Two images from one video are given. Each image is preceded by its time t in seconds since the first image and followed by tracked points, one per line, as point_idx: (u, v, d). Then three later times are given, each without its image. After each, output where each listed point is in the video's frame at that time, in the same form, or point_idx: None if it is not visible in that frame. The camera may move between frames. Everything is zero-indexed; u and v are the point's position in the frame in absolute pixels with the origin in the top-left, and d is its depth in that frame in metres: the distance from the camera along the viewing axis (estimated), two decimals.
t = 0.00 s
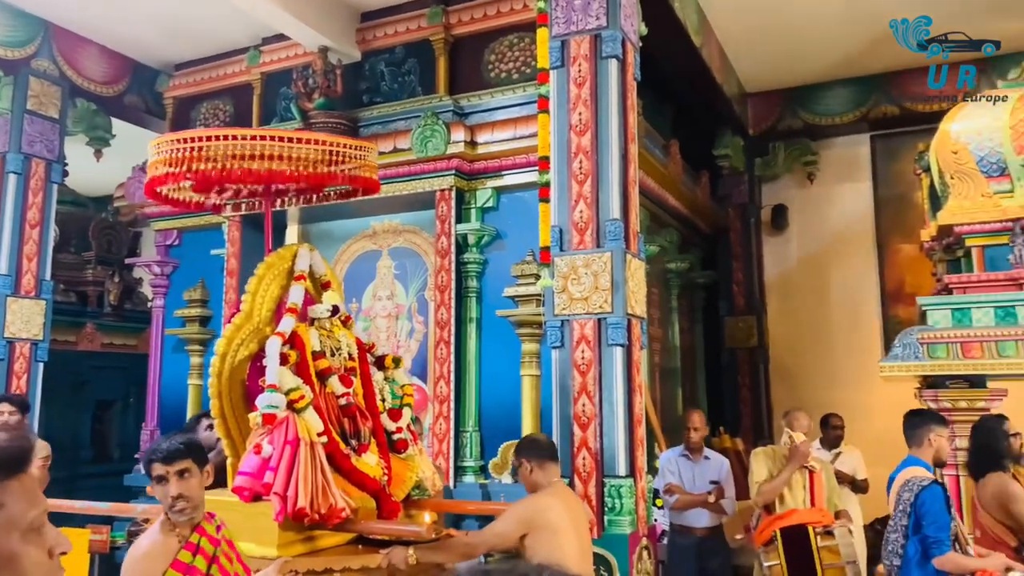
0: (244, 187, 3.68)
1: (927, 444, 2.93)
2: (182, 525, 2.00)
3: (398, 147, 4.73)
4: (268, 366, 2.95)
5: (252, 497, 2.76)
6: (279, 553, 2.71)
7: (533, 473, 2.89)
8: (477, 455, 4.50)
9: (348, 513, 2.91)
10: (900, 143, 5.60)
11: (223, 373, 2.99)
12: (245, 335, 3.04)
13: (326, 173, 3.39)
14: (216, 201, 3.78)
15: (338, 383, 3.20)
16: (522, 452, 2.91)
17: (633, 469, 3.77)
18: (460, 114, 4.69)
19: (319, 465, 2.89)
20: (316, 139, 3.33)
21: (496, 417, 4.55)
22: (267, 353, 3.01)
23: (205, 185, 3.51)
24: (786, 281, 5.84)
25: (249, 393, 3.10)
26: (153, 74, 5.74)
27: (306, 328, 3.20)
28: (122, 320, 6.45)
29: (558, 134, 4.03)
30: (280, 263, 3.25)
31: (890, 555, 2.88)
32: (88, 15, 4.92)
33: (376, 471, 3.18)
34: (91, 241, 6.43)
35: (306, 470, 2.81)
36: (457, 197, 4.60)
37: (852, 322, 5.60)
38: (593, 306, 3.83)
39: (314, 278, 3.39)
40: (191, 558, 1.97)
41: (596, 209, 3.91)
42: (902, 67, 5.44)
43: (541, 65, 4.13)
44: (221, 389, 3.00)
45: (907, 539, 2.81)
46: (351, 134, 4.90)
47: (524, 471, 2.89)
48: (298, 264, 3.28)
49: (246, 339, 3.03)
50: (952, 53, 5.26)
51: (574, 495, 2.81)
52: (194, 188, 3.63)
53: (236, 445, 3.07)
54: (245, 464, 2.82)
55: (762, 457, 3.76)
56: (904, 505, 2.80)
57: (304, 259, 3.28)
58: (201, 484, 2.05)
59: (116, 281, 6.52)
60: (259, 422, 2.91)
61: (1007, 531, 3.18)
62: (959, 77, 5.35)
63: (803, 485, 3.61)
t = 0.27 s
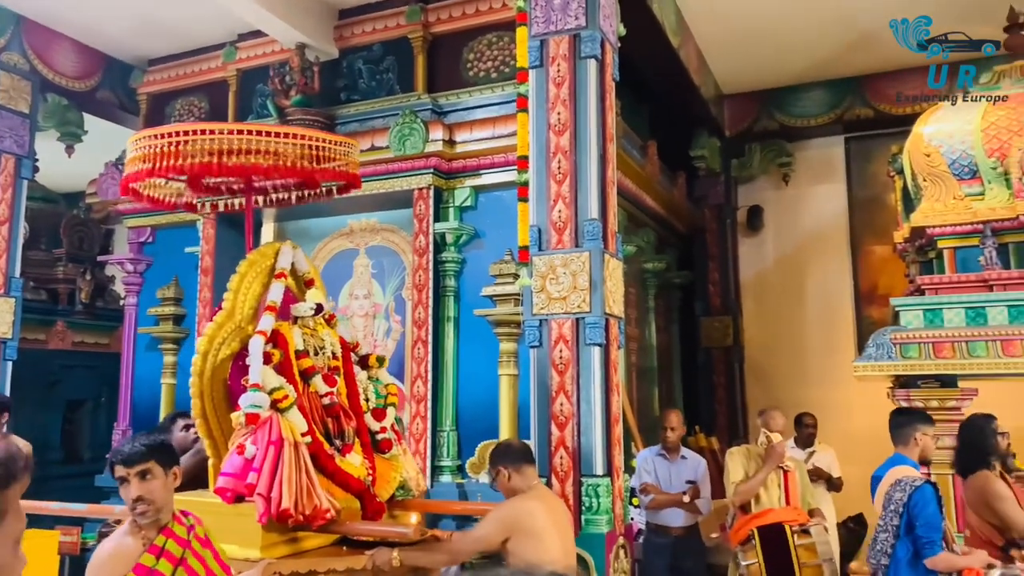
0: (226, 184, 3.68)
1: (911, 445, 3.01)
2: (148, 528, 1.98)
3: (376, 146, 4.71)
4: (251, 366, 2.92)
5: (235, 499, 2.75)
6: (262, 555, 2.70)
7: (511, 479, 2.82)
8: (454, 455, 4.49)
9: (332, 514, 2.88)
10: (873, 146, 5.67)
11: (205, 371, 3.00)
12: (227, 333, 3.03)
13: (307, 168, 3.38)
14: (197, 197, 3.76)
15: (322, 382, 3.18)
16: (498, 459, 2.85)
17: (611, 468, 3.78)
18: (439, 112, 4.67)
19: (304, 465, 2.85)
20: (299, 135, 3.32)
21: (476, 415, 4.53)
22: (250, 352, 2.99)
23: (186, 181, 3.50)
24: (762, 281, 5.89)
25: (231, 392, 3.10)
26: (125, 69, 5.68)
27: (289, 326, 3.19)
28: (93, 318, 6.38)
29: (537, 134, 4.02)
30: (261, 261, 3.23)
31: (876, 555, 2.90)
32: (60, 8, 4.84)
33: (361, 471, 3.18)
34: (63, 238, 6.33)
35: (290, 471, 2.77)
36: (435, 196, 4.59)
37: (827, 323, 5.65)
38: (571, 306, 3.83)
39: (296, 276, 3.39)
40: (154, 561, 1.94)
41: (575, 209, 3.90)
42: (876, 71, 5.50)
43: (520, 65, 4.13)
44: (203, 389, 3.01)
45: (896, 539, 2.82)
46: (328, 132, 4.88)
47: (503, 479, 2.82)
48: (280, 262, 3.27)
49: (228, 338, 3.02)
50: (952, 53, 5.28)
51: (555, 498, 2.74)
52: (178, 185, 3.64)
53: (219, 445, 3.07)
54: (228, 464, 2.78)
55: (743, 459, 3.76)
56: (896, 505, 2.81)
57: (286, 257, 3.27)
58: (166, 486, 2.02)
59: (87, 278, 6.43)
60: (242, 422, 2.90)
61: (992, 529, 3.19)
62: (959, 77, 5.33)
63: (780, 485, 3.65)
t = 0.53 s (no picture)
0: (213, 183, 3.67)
1: (902, 443, 3.02)
2: (122, 529, 1.97)
3: (358, 144, 4.69)
4: (240, 364, 2.92)
5: (224, 500, 2.72)
6: (252, 556, 2.66)
7: (499, 480, 2.86)
8: (436, 455, 4.48)
9: (323, 514, 2.87)
10: (854, 147, 5.72)
11: (193, 371, 2.99)
12: (215, 332, 3.02)
13: (293, 165, 3.33)
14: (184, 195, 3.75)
15: (312, 381, 3.19)
16: (484, 459, 2.88)
17: (593, 467, 3.78)
18: (422, 111, 4.66)
19: (294, 465, 2.85)
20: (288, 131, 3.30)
21: (457, 412, 4.53)
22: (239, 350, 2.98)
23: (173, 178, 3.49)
24: (742, 281, 5.93)
25: (220, 391, 3.09)
26: (105, 65, 5.59)
27: (278, 325, 3.17)
28: (70, 317, 6.32)
29: (520, 133, 4.01)
30: (251, 259, 3.21)
31: (865, 550, 2.93)
32: (37, 2, 4.77)
33: (351, 472, 3.18)
34: (40, 235, 6.25)
35: (280, 471, 2.77)
36: (418, 194, 4.57)
37: (807, 323, 5.69)
38: (554, 306, 3.84)
39: (286, 274, 3.36)
40: (124, 564, 1.92)
41: (558, 209, 3.91)
42: (857, 73, 5.55)
43: (504, 63, 4.12)
44: (191, 389, 3.01)
45: (886, 536, 2.85)
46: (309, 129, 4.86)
47: (491, 480, 2.87)
48: (270, 260, 3.25)
49: (217, 336, 3.01)
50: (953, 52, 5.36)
51: (544, 498, 2.82)
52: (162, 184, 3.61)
53: (207, 445, 3.07)
54: (217, 464, 2.77)
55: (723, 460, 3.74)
56: (889, 503, 2.82)
57: (276, 255, 3.25)
58: (136, 488, 2.00)
59: (65, 277, 6.35)
60: (232, 422, 2.88)
61: (992, 527, 3.26)
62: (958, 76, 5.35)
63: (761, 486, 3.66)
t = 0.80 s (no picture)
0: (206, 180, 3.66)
1: (891, 440, 3.04)
2: (100, 529, 1.97)
3: (345, 143, 4.67)
4: (232, 363, 2.91)
5: (215, 499, 2.68)
6: (242, 557, 2.66)
7: (497, 476, 3.03)
8: (423, 454, 4.47)
9: (315, 514, 2.86)
10: (838, 148, 5.76)
11: (184, 369, 2.98)
12: (206, 330, 3.02)
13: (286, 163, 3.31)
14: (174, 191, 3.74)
15: (303, 380, 3.20)
16: (482, 457, 3.05)
17: (579, 466, 3.79)
18: (409, 109, 4.65)
19: (285, 465, 2.84)
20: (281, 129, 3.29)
21: (442, 413, 4.52)
22: (229, 349, 2.97)
23: (163, 174, 3.48)
24: (727, 281, 5.95)
25: (211, 391, 3.09)
26: (88, 61, 5.53)
27: (268, 324, 3.18)
28: (53, 315, 6.25)
29: (507, 130, 4.01)
30: (241, 257, 3.21)
31: (854, 547, 2.95)
32: None
33: (343, 471, 3.21)
34: (22, 233, 6.18)
35: (272, 469, 2.76)
36: (405, 193, 4.56)
37: (791, 322, 5.73)
38: (540, 305, 3.84)
39: (277, 272, 3.39)
40: (100, 565, 1.91)
41: (544, 208, 3.91)
42: (841, 74, 5.59)
43: (491, 62, 4.12)
44: (182, 388, 2.98)
45: (875, 535, 2.88)
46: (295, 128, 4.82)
47: (490, 475, 3.03)
48: (260, 258, 3.28)
49: (208, 335, 3.01)
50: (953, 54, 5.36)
51: (541, 497, 2.96)
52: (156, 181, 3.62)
53: (198, 446, 3.04)
54: (206, 464, 2.73)
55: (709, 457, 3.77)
56: (879, 502, 2.85)
57: (266, 253, 3.27)
58: (113, 487, 1.98)
59: (48, 275, 6.28)
60: (222, 421, 2.85)
61: (989, 524, 3.28)
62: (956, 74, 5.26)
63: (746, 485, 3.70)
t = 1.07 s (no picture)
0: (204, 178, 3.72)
1: (887, 441, 3.08)
2: (83, 530, 1.96)
3: (333, 142, 4.65)
4: (224, 363, 2.92)
5: (206, 499, 2.70)
6: (235, 557, 2.64)
7: (496, 472, 3.04)
8: (411, 454, 4.47)
9: (307, 515, 2.87)
10: (825, 148, 5.79)
11: (175, 368, 3.05)
12: (198, 329, 3.09)
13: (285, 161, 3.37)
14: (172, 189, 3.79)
15: (296, 380, 3.20)
16: (480, 453, 3.07)
17: (567, 465, 3.79)
18: (398, 109, 4.63)
19: (277, 465, 2.84)
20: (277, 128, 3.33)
21: (431, 416, 4.52)
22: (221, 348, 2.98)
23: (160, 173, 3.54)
24: (716, 281, 5.98)
25: (202, 390, 3.15)
26: (75, 58, 5.48)
27: (262, 322, 3.21)
28: (39, 315, 6.18)
29: (496, 130, 4.02)
30: (234, 256, 3.30)
31: (846, 546, 2.97)
32: None
33: (336, 471, 3.21)
34: (6, 231, 6.11)
35: (264, 471, 2.75)
36: (393, 192, 4.55)
37: (779, 322, 5.76)
38: (529, 304, 3.85)
39: (270, 270, 3.44)
40: (82, 566, 1.89)
41: (533, 208, 3.91)
42: (829, 75, 5.62)
43: (480, 62, 4.12)
44: (174, 387, 3.06)
45: (867, 534, 2.90)
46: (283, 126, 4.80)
47: (488, 472, 3.03)
48: (253, 256, 3.35)
49: (199, 334, 3.08)
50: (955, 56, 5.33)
51: (538, 495, 2.97)
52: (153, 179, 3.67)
53: (189, 443, 3.11)
54: (198, 464, 2.75)
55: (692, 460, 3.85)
56: (871, 501, 2.86)
57: (259, 252, 3.33)
58: (98, 487, 1.97)
59: (34, 273, 6.22)
60: (214, 421, 2.87)
61: (984, 525, 3.32)
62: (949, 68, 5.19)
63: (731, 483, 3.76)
